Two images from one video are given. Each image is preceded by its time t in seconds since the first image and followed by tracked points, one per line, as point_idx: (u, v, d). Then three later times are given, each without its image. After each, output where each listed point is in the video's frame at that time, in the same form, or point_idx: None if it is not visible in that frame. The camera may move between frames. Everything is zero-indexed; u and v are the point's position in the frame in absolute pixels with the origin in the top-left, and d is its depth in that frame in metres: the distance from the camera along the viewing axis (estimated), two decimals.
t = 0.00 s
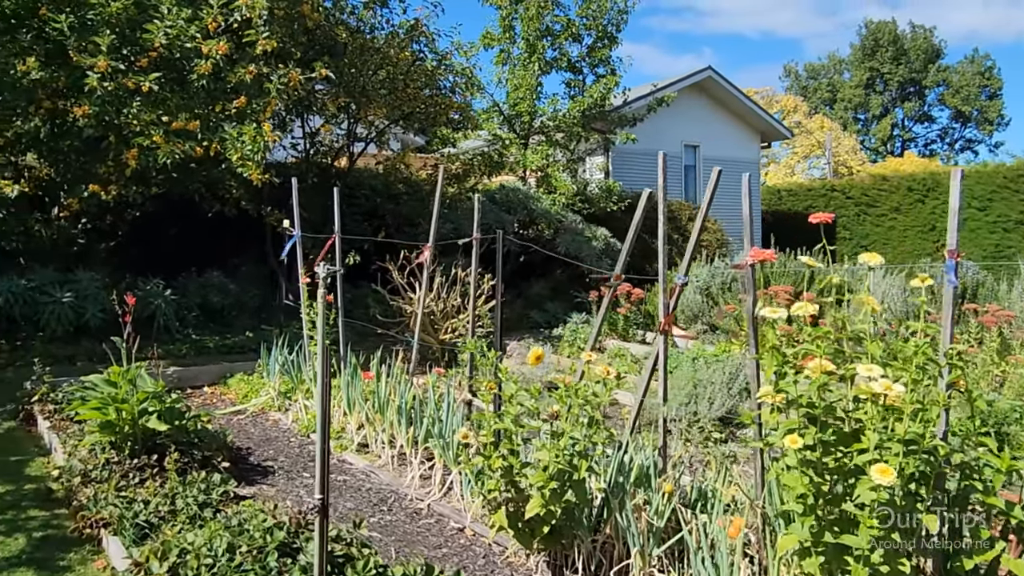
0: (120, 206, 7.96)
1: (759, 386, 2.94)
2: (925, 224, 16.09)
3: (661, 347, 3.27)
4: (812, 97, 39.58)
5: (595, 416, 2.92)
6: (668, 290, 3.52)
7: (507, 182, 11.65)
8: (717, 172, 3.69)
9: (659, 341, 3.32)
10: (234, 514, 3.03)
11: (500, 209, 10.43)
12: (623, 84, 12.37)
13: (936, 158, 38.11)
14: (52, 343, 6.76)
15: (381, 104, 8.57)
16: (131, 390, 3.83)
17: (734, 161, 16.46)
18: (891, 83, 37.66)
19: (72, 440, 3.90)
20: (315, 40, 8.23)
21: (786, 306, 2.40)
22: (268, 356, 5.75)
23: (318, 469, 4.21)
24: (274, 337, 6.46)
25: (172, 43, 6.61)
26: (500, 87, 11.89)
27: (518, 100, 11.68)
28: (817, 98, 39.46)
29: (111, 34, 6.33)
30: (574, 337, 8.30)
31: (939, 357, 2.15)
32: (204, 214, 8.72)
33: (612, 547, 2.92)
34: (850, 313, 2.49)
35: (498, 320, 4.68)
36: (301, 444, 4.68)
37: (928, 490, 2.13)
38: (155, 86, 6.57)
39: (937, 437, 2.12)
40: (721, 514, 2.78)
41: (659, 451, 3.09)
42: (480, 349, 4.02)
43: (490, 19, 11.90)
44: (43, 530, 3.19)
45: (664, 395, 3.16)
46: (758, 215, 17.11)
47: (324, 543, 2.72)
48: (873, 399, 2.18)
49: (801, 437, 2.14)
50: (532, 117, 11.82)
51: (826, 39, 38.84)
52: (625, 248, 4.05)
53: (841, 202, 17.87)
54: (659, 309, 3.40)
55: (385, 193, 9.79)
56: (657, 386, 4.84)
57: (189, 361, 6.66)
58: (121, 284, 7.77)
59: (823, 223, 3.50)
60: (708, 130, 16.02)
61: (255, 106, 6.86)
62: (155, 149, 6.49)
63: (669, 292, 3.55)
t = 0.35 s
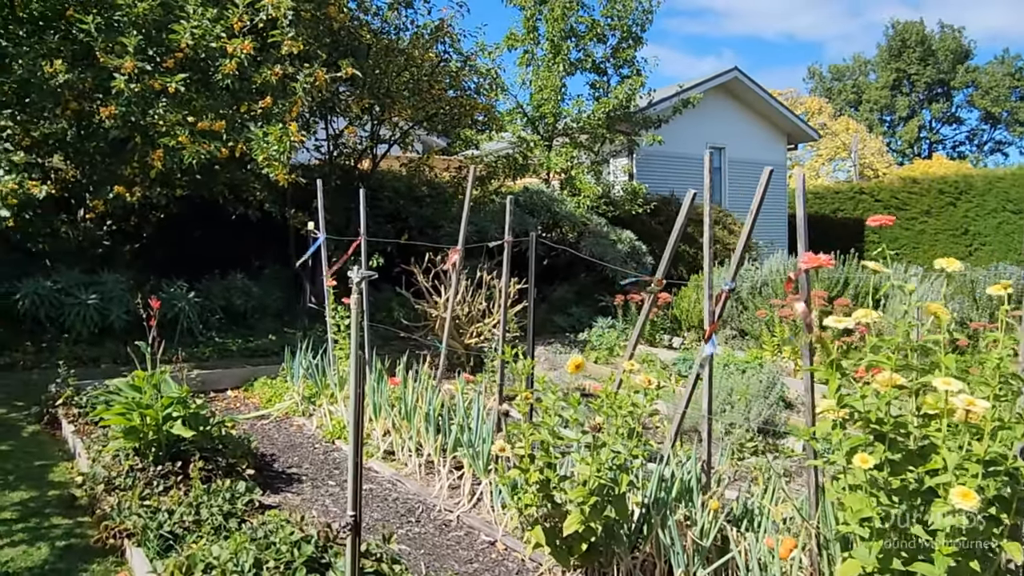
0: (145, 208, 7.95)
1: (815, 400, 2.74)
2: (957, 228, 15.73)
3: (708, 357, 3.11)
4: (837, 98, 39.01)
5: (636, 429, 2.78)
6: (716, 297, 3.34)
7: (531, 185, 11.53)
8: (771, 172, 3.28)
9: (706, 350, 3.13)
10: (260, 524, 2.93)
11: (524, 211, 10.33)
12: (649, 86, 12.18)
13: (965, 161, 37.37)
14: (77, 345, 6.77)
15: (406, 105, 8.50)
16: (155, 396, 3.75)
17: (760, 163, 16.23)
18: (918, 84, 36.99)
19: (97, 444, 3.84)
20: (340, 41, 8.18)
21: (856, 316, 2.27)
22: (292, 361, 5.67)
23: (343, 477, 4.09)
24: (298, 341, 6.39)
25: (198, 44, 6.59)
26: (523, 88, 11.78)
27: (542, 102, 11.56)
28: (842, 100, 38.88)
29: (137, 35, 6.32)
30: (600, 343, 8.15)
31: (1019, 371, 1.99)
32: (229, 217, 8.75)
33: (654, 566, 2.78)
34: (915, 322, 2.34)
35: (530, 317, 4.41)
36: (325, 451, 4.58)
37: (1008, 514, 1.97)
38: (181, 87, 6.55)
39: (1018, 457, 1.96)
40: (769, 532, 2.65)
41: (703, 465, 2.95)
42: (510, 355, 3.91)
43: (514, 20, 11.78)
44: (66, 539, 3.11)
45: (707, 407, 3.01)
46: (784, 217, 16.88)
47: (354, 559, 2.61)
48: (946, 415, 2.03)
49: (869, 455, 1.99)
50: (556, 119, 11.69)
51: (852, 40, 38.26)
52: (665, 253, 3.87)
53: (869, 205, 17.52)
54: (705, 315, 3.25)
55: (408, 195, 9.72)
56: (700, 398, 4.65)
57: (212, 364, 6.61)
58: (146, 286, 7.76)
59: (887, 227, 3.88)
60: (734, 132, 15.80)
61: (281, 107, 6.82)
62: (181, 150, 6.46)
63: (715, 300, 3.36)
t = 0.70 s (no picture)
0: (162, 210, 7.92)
1: (866, 411, 2.58)
2: (984, 232, 15.34)
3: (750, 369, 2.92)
4: (857, 100, 38.51)
5: (673, 443, 2.62)
6: (757, 306, 3.11)
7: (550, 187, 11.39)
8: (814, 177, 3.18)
9: (747, 361, 2.94)
10: (277, 538, 2.83)
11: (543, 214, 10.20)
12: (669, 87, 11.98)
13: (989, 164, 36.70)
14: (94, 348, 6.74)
15: (424, 106, 8.42)
16: (172, 402, 3.66)
17: (782, 165, 15.98)
18: (941, 86, 36.37)
19: (113, 449, 3.77)
20: (358, 42, 8.11)
21: (924, 328, 2.10)
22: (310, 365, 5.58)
23: (362, 487, 3.98)
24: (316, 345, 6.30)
25: (216, 44, 6.54)
26: (543, 90, 11.67)
27: (561, 103, 11.44)
28: (862, 102, 38.39)
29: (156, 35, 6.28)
30: (622, 348, 8.00)
31: None
32: (246, 219, 8.72)
33: None
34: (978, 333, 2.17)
35: (556, 319, 4.24)
36: (344, 459, 4.47)
37: None
38: (200, 87, 6.51)
39: None
40: (814, 554, 2.49)
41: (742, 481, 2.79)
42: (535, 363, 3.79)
43: (534, 21, 11.67)
44: (79, 551, 3.03)
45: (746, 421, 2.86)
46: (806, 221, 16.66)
47: None
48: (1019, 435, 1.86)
49: (935, 478, 1.83)
50: (576, 120, 11.56)
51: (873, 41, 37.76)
52: (701, 259, 3.70)
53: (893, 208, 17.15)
54: (744, 325, 2.98)
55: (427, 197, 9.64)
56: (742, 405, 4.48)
57: (229, 367, 6.53)
58: (163, 288, 7.72)
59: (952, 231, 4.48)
60: (755, 134, 15.58)
61: (299, 107, 6.75)
62: (199, 151, 6.41)
63: (756, 308, 3.13)
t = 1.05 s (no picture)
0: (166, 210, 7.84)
1: (898, 420, 2.48)
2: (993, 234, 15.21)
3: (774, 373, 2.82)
4: (862, 101, 38.34)
5: (695, 450, 2.52)
6: (781, 308, 3.00)
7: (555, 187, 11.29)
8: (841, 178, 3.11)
9: (770, 365, 2.86)
10: (283, 547, 2.75)
11: (549, 215, 10.11)
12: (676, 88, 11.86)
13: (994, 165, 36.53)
14: (97, 349, 6.67)
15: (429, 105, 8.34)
16: (174, 406, 3.56)
17: (789, 166, 15.88)
18: (947, 87, 36.15)
19: (114, 453, 3.68)
20: (364, 41, 8.03)
21: (968, 331, 2.03)
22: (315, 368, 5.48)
23: (369, 492, 3.88)
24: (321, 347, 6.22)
25: (220, 41, 6.46)
26: (549, 90, 11.58)
27: (567, 103, 11.35)
28: (867, 103, 38.21)
29: (159, 32, 6.21)
30: (630, 350, 7.90)
31: None
32: (250, 219, 8.65)
33: None
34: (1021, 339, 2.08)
35: (569, 321, 4.04)
36: (350, 463, 4.37)
37: None
38: (203, 85, 6.43)
39: None
40: (842, 566, 2.39)
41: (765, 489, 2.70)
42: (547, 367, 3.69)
43: (540, 20, 11.57)
44: (79, 560, 2.94)
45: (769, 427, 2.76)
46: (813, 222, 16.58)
47: None
48: None
49: (986, 494, 1.74)
50: (582, 120, 11.46)
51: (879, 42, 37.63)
52: (723, 259, 3.54)
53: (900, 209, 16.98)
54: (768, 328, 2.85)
55: (431, 199, 9.57)
56: (763, 408, 4.37)
57: (233, 369, 6.45)
58: (166, 289, 7.65)
59: (988, 231, 4.38)
60: (762, 134, 15.46)
61: (303, 106, 6.67)
62: (202, 151, 6.34)
63: (781, 311, 3.02)
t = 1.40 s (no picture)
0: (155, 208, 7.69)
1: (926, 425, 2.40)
2: (984, 231, 15.21)
3: (791, 380, 2.67)
4: (851, 100, 38.51)
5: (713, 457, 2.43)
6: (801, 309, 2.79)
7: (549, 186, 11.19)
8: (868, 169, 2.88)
9: (787, 370, 2.70)
10: (283, 560, 2.64)
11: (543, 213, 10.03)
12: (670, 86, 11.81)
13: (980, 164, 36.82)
14: (85, 351, 6.52)
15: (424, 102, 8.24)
16: (166, 412, 3.43)
17: (781, 165, 15.87)
18: (934, 86, 36.38)
19: (103, 460, 3.55)
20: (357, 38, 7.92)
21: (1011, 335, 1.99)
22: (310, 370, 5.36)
23: (368, 499, 3.77)
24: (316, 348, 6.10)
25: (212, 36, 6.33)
26: (543, 87, 11.49)
27: (561, 101, 11.27)
28: (856, 102, 38.38)
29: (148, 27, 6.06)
30: (627, 350, 7.81)
31: None
32: (241, 219, 8.51)
33: None
34: None
35: (574, 322, 3.90)
36: (347, 468, 4.25)
37: None
38: (194, 81, 6.29)
39: None
40: None
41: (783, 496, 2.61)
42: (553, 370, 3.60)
43: (534, 17, 11.48)
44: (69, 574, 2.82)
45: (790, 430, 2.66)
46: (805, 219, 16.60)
47: None
48: None
49: None
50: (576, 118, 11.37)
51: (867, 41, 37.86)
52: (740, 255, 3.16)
53: (891, 208, 16.99)
54: (788, 330, 2.70)
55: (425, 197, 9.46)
56: (768, 410, 4.29)
57: (225, 371, 6.31)
58: (155, 289, 7.49)
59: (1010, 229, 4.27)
60: (754, 133, 15.44)
61: (297, 103, 6.56)
62: (193, 148, 6.20)
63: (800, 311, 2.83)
